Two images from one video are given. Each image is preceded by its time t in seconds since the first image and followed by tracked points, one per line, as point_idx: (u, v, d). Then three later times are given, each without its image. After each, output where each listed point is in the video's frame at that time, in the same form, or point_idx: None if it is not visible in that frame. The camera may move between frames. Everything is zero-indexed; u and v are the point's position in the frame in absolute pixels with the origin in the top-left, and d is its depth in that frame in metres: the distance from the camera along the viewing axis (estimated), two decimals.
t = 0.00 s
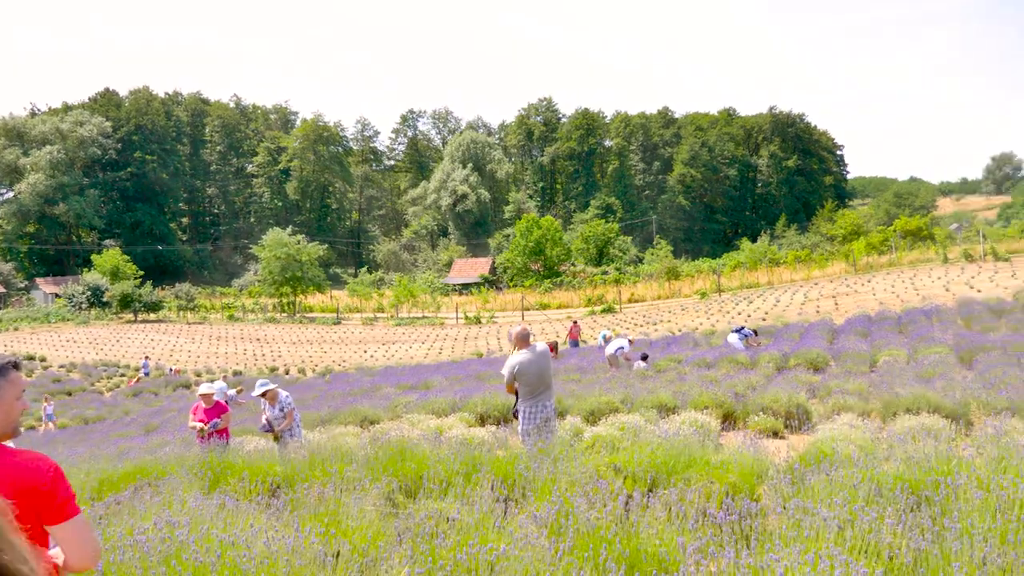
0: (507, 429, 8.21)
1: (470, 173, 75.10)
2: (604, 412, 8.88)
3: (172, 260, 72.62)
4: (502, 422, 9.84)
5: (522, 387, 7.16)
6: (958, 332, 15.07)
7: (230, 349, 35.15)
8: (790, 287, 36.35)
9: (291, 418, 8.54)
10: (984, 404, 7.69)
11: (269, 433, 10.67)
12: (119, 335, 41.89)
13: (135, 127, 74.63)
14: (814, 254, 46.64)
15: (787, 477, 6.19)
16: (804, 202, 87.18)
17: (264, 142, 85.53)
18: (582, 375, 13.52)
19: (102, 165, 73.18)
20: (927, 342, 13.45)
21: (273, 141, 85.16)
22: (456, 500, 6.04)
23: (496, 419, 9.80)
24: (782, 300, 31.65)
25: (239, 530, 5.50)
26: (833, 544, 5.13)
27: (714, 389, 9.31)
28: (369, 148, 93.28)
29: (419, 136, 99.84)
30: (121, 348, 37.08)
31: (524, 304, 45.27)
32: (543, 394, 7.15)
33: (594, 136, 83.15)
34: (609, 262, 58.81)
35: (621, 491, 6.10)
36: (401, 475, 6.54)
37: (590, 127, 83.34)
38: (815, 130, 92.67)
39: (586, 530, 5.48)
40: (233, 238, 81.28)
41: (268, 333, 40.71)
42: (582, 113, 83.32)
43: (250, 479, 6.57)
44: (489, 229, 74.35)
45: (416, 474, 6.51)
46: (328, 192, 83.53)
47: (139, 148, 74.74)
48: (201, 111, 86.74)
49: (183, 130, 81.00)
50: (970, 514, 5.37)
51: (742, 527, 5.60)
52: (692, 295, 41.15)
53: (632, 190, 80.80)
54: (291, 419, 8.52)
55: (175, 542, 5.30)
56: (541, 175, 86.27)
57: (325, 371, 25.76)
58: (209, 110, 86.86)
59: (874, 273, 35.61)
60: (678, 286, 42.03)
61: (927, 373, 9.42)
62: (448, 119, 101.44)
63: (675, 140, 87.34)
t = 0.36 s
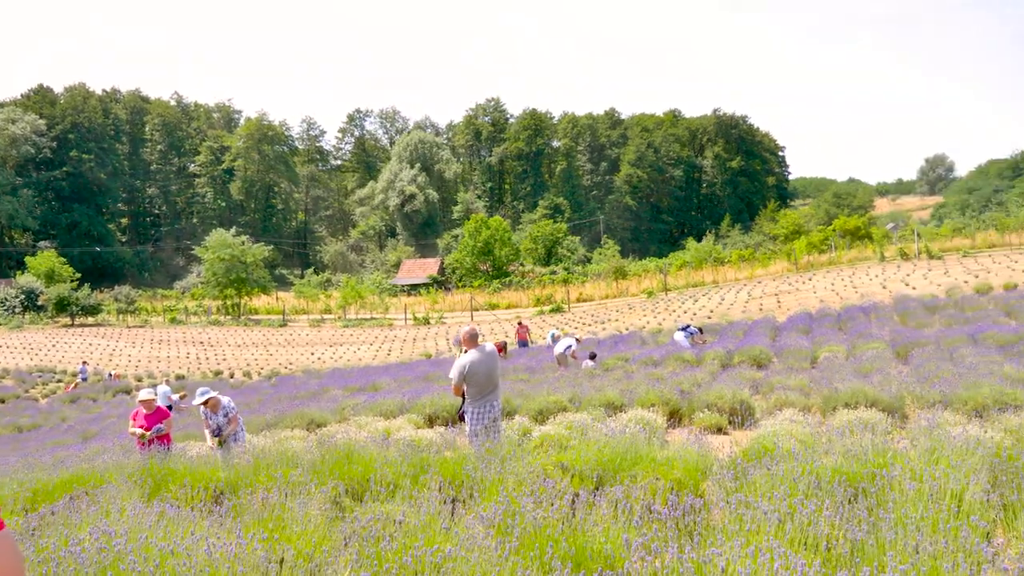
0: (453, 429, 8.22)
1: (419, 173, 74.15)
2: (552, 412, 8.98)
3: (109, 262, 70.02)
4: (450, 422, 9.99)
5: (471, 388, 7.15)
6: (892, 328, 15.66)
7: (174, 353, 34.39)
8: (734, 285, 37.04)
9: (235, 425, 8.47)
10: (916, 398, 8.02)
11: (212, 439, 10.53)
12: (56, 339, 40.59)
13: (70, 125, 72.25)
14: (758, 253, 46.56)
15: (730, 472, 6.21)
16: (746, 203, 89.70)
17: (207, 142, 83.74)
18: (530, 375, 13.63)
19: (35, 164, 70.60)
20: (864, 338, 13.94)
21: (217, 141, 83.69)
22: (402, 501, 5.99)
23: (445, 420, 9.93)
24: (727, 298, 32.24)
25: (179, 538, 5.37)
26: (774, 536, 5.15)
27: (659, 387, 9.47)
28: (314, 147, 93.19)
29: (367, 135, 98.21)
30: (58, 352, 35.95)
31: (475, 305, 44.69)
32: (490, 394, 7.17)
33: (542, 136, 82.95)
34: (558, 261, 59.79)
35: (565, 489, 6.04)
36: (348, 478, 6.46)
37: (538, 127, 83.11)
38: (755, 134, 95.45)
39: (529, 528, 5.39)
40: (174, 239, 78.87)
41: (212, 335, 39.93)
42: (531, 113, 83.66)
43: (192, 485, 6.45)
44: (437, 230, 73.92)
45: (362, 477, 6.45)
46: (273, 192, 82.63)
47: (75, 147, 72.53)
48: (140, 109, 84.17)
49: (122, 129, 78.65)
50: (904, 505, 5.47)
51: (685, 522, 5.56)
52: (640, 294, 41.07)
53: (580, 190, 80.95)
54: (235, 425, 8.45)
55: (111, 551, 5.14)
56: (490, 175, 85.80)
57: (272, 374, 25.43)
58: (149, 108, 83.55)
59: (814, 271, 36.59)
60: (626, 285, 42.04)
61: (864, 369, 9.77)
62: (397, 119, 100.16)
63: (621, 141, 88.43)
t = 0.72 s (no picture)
0: (400, 431, 8.24)
1: (366, 173, 73.26)
2: (501, 412, 9.05)
3: (43, 265, 66.54)
4: (399, 423, 10.13)
5: (418, 389, 7.13)
6: (832, 325, 16.18)
7: (114, 357, 33.45)
8: (680, 284, 37.57)
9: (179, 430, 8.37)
10: (855, 393, 8.31)
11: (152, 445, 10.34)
12: None
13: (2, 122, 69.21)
14: (705, 252, 46.05)
15: (676, 467, 6.08)
16: (693, 203, 91.48)
17: (148, 141, 81.76)
18: (480, 375, 13.62)
19: None
20: (806, 335, 14.36)
21: (158, 141, 82.34)
22: (348, 503, 5.87)
23: (394, 422, 10.06)
24: (673, 297, 32.68)
25: (116, 547, 5.23)
26: (716, 530, 5.06)
27: (607, 386, 9.61)
28: (259, 147, 91.07)
29: (313, 135, 96.52)
30: None
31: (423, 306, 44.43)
32: (438, 395, 7.16)
33: (490, 137, 83.10)
34: (507, 262, 59.71)
35: (511, 487, 5.86)
36: (293, 483, 6.38)
37: (486, 127, 83.14)
38: (697, 135, 97.32)
39: (477, 526, 5.20)
40: (113, 240, 76.74)
41: (154, 339, 38.94)
42: (479, 114, 83.68)
43: (134, 494, 6.32)
44: (385, 230, 72.15)
45: (309, 481, 6.36)
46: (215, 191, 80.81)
47: (7, 145, 69.37)
48: (76, 106, 81.40)
49: (58, 126, 75.80)
50: (842, 497, 5.44)
51: (632, 519, 5.38)
52: (588, 293, 41.05)
53: (529, 190, 80.14)
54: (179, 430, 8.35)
55: (45, 562, 4.97)
56: (439, 175, 85.69)
57: (217, 377, 24.92)
58: (85, 106, 81.75)
59: (757, 270, 37.37)
60: (575, 284, 42.10)
61: (806, 365, 10.07)
62: (344, 118, 99.02)
63: (569, 141, 89.21)
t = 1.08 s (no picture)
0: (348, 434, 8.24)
1: (313, 174, 71.62)
2: (450, 413, 9.09)
3: None
4: (347, 426, 10.26)
5: (368, 390, 7.08)
6: (776, 323, 16.63)
7: (50, 364, 32.26)
8: (629, 283, 37.85)
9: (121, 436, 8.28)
10: (797, 388, 8.57)
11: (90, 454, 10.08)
12: None
13: None
14: (651, 251, 46.52)
15: (623, 462, 5.95)
16: (641, 203, 92.60)
17: (86, 139, 78.63)
18: (430, 377, 13.56)
19: None
20: (752, 333, 14.73)
21: (98, 140, 79.20)
22: (293, 507, 5.72)
23: (342, 425, 10.20)
24: (622, 296, 33.01)
25: (54, 557, 5.07)
26: (662, 525, 4.91)
27: (557, 385, 9.69)
28: (203, 146, 88.66)
29: (259, 135, 94.17)
30: None
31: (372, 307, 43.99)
32: (388, 397, 7.13)
33: (439, 137, 82.54)
34: (457, 262, 59.48)
35: (455, 485, 5.69)
36: (239, 488, 6.26)
37: (435, 127, 82.02)
38: (644, 136, 98.46)
39: (422, 528, 4.98)
40: (50, 241, 73.31)
41: (94, 343, 37.73)
42: (427, 114, 83.01)
43: (72, 502, 6.17)
44: (333, 231, 70.34)
45: (255, 485, 6.27)
46: (158, 192, 77.77)
47: None
48: (11, 103, 77.55)
49: None
50: (784, 490, 5.42)
51: (579, 516, 5.22)
52: (538, 293, 41.01)
53: (478, 191, 80.54)
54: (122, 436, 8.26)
55: None
56: (387, 175, 84.13)
57: (160, 382, 24.30)
58: (20, 103, 77.34)
59: (704, 269, 37.96)
60: (524, 284, 42.05)
61: (751, 362, 10.32)
62: (290, 118, 97.98)
63: (519, 142, 89.40)
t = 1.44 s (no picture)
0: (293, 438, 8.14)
1: (258, 173, 69.81)
2: (399, 414, 9.08)
3: None
4: (293, 429, 10.36)
5: (314, 393, 7.00)
6: (720, 321, 17.03)
7: None
8: (578, 283, 37.99)
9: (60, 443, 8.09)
10: (740, 384, 8.75)
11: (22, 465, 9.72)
12: None
13: None
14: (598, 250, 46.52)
15: (568, 461, 5.92)
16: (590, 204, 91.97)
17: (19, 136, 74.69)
18: (379, 379, 13.49)
19: None
20: (697, 331, 15.04)
21: (30, 136, 74.51)
22: (232, 513, 5.56)
23: (288, 428, 10.30)
24: (571, 296, 33.21)
25: None
26: (606, 523, 4.90)
27: (506, 384, 9.76)
28: (144, 146, 84.61)
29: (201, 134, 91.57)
30: None
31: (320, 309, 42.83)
32: (335, 399, 7.06)
33: (387, 137, 80.31)
34: (407, 263, 57.22)
35: (399, 486, 5.59)
36: (179, 495, 6.09)
37: (382, 127, 80.15)
38: (592, 135, 98.49)
39: (365, 532, 4.84)
40: None
41: (26, 350, 35.98)
42: (376, 113, 80.66)
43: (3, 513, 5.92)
44: (280, 231, 69.63)
45: (196, 492, 6.12)
46: (97, 192, 73.72)
47: None
48: None
49: None
50: (726, 484, 5.48)
51: (524, 514, 5.15)
52: (487, 294, 40.82)
53: (427, 192, 79.84)
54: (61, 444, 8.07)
55: None
56: (334, 175, 81.45)
57: (98, 389, 23.48)
58: None
59: (651, 269, 38.33)
60: (473, 284, 41.79)
61: (697, 359, 10.54)
62: (234, 117, 96.37)
63: (468, 142, 87.41)
